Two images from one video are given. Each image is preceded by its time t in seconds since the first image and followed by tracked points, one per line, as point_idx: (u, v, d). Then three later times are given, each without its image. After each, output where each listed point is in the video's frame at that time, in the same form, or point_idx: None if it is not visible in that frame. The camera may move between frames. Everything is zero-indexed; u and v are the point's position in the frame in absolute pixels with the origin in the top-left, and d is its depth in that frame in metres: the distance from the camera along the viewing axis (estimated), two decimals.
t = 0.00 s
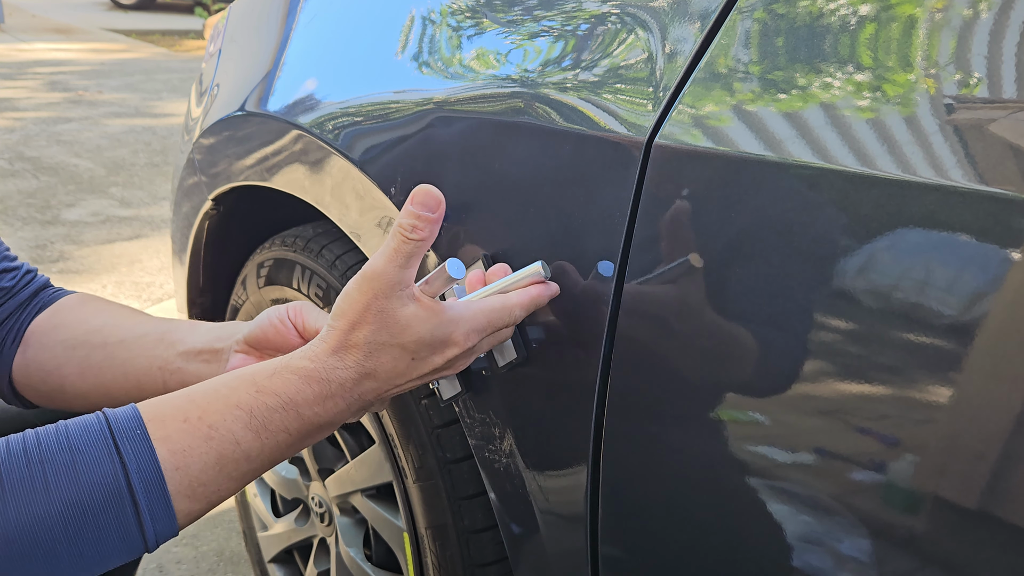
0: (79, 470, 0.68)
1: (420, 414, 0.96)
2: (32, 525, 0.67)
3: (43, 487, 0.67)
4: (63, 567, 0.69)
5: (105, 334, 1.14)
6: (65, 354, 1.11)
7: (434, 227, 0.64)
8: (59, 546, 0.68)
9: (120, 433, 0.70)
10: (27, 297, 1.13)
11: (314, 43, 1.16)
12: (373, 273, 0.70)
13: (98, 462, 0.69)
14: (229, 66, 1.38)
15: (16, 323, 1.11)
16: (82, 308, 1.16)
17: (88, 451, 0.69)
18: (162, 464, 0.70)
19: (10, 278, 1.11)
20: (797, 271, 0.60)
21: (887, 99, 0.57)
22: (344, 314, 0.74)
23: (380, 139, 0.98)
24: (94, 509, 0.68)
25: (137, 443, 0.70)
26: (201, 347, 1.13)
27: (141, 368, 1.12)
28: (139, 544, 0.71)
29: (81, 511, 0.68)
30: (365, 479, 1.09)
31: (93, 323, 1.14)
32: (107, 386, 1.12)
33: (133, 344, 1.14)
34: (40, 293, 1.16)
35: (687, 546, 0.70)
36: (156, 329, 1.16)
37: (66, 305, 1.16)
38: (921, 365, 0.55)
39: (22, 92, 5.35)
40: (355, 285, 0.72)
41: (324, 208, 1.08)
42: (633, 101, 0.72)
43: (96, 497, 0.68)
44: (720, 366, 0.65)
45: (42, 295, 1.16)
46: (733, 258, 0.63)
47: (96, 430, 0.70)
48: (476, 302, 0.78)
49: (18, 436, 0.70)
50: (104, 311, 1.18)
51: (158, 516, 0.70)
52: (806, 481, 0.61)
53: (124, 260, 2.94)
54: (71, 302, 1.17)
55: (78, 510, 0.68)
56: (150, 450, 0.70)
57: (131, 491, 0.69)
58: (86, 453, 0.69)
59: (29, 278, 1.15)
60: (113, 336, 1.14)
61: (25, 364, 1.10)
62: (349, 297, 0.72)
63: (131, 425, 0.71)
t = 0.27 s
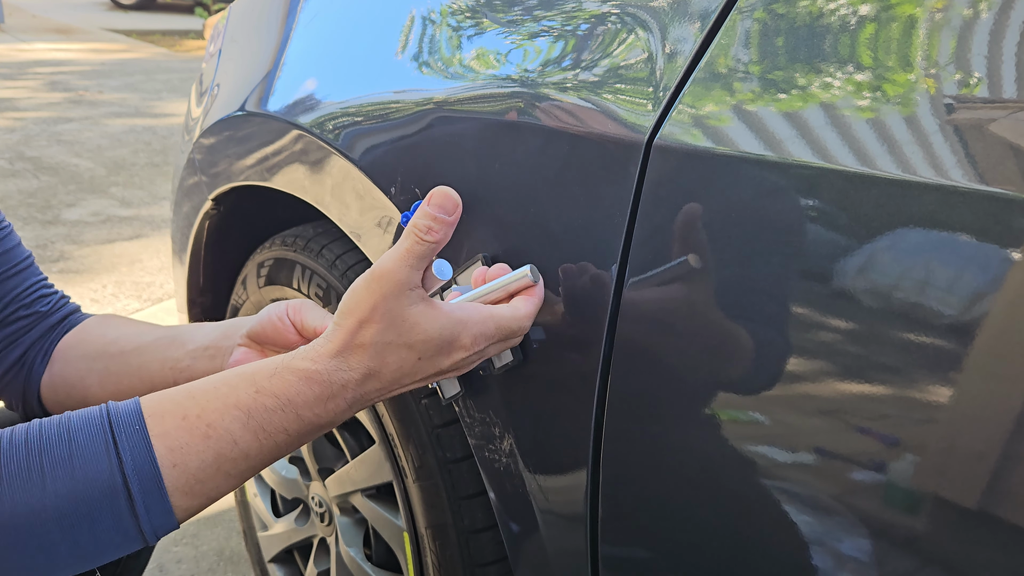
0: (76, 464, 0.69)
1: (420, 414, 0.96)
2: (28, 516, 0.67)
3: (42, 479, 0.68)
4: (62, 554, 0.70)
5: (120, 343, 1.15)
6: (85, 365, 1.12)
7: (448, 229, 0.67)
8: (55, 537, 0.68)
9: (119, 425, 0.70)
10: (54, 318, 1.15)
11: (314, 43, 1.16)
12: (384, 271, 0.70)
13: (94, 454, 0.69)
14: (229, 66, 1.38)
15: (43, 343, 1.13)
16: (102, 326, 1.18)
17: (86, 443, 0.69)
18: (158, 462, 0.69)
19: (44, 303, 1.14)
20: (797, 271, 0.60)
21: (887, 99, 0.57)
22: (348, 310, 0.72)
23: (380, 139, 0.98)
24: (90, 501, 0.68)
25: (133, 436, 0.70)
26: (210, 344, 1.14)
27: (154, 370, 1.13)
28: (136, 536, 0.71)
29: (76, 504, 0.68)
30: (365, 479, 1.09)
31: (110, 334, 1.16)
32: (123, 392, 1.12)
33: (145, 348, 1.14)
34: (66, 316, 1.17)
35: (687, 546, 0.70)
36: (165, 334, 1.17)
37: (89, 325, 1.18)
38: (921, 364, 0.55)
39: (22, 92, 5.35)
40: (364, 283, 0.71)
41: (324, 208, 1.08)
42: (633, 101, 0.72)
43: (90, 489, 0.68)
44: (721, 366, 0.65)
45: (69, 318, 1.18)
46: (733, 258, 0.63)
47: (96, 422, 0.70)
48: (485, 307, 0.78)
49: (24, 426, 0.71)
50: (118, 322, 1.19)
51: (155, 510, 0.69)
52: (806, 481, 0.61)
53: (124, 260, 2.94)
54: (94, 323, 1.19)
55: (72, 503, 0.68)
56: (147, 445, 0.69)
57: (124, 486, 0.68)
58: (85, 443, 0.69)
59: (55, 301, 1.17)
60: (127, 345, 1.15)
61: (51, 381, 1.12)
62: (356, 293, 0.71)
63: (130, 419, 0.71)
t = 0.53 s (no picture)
0: (78, 434, 0.70)
1: (420, 414, 0.96)
2: (31, 486, 0.68)
3: (45, 451, 0.69)
4: (69, 526, 0.71)
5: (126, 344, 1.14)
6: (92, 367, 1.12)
7: (465, 207, 0.70)
8: (59, 507, 0.69)
9: (119, 394, 0.71)
10: (63, 322, 1.17)
11: (314, 43, 1.16)
12: (394, 237, 0.71)
13: (96, 424, 0.70)
14: (229, 66, 1.38)
15: (51, 346, 1.14)
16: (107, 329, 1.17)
17: (86, 414, 0.70)
18: (158, 425, 0.70)
19: (54, 308, 1.16)
20: (797, 271, 0.60)
21: (887, 99, 0.57)
22: (353, 271, 0.73)
23: (380, 139, 0.98)
24: (95, 469, 0.69)
25: (134, 404, 0.71)
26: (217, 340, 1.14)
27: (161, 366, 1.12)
28: (142, 503, 0.72)
29: (79, 472, 0.69)
30: (365, 479, 1.09)
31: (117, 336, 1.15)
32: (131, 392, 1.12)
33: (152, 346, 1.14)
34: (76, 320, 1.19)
35: (687, 546, 0.70)
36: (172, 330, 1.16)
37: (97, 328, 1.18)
38: (921, 364, 0.55)
39: (22, 92, 5.35)
40: (373, 244, 0.73)
41: (324, 208, 1.08)
42: (633, 101, 0.72)
43: (93, 458, 0.69)
44: (721, 366, 0.65)
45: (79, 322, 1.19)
46: (733, 258, 0.63)
47: (96, 393, 0.71)
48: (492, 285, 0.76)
49: (24, 403, 0.72)
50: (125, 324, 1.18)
51: (159, 474, 0.71)
52: (806, 481, 0.61)
53: (124, 260, 2.94)
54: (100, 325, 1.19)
55: (76, 471, 0.69)
56: (147, 412, 0.70)
57: (127, 453, 0.70)
58: (85, 414, 0.70)
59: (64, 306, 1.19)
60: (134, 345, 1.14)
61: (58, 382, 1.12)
62: (363, 254, 0.73)
63: (128, 388, 0.72)
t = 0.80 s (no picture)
0: (86, 407, 0.69)
1: (420, 415, 0.96)
2: (33, 455, 0.68)
3: (53, 421, 0.69)
4: (67, 501, 0.70)
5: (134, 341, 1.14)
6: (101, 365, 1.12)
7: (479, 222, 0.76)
8: (61, 480, 0.69)
9: (131, 371, 0.71)
10: (74, 319, 1.17)
11: (314, 43, 1.16)
12: (408, 230, 0.73)
13: (105, 397, 0.70)
14: (229, 66, 1.38)
15: (61, 342, 1.14)
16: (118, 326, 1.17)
17: (95, 387, 0.71)
18: (164, 402, 0.70)
19: (66, 306, 1.17)
20: (797, 271, 0.60)
21: (887, 99, 0.57)
22: (367, 264, 0.74)
23: (380, 139, 0.98)
24: (99, 442, 0.69)
25: (144, 381, 0.71)
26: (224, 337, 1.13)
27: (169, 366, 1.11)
28: (141, 484, 0.70)
29: (82, 444, 0.69)
30: (365, 479, 1.09)
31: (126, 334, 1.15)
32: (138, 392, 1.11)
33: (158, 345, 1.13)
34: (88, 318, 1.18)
35: (687, 546, 0.70)
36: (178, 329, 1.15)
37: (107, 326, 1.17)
38: (921, 365, 0.55)
39: (22, 92, 5.35)
40: (387, 240, 0.74)
41: (324, 208, 1.08)
42: (633, 101, 0.72)
43: (98, 431, 0.69)
44: (721, 366, 0.65)
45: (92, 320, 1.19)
46: (733, 259, 0.63)
47: (109, 370, 0.72)
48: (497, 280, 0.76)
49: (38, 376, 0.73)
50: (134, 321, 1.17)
51: (161, 452, 0.70)
52: (806, 482, 0.61)
53: (124, 260, 2.94)
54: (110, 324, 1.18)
55: (81, 440, 0.69)
56: (155, 387, 0.71)
57: (132, 427, 0.69)
58: (96, 388, 0.70)
59: (77, 305, 1.19)
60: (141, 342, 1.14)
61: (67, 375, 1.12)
62: (376, 249, 0.74)
63: (140, 365, 0.72)
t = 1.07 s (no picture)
0: (91, 385, 0.70)
1: (420, 414, 0.96)
2: (38, 430, 0.68)
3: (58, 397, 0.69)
4: (66, 477, 0.70)
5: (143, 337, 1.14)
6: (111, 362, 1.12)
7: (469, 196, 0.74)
8: (63, 455, 0.69)
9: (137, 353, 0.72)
10: (87, 317, 1.16)
11: (314, 43, 1.16)
12: (402, 223, 0.72)
13: (110, 377, 0.70)
14: (229, 66, 1.38)
15: (74, 341, 1.14)
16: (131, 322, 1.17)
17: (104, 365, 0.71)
18: (169, 386, 0.70)
19: (79, 303, 1.17)
20: (797, 271, 0.60)
21: (887, 99, 0.57)
22: (369, 259, 0.73)
23: (380, 139, 0.98)
24: (102, 421, 0.69)
25: (149, 362, 0.71)
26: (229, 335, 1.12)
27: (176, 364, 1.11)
28: (140, 465, 0.70)
29: (87, 420, 0.69)
30: (365, 479, 1.09)
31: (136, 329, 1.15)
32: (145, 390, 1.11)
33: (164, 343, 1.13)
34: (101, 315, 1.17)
35: (687, 546, 0.70)
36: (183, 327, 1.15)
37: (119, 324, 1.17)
38: (921, 365, 0.55)
39: (22, 92, 5.35)
40: (385, 234, 0.73)
41: (324, 208, 1.08)
42: (633, 101, 0.72)
43: (102, 410, 0.69)
44: (721, 366, 0.65)
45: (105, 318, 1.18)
46: (734, 259, 0.63)
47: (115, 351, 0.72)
48: (502, 270, 0.76)
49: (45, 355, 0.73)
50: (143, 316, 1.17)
51: (162, 434, 0.70)
52: (806, 481, 0.61)
53: (124, 260, 2.94)
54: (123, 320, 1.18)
55: (85, 419, 0.69)
56: (160, 370, 0.71)
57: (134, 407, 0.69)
58: (102, 367, 0.71)
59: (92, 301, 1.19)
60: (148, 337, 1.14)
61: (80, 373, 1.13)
62: (377, 244, 0.73)
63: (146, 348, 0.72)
